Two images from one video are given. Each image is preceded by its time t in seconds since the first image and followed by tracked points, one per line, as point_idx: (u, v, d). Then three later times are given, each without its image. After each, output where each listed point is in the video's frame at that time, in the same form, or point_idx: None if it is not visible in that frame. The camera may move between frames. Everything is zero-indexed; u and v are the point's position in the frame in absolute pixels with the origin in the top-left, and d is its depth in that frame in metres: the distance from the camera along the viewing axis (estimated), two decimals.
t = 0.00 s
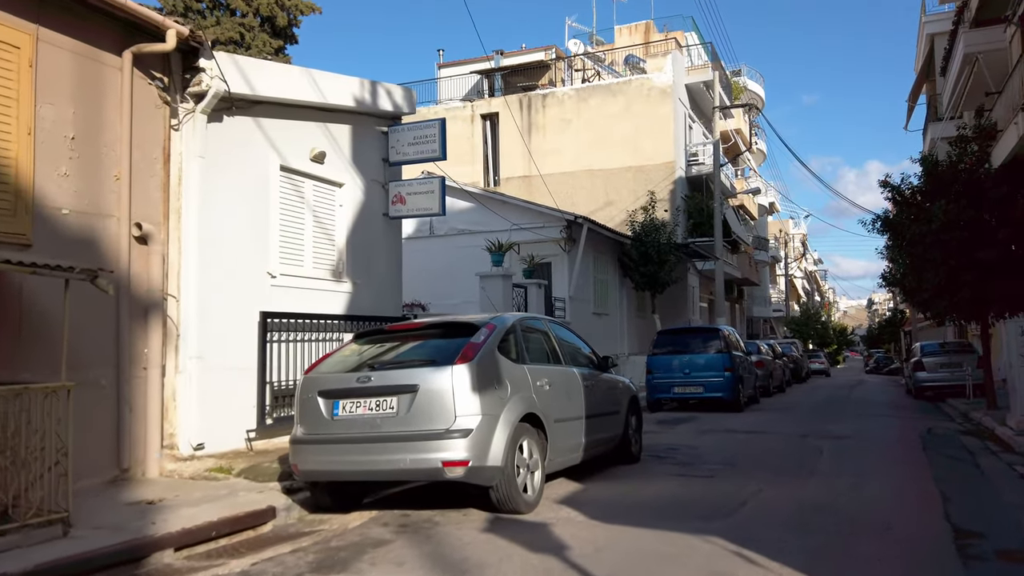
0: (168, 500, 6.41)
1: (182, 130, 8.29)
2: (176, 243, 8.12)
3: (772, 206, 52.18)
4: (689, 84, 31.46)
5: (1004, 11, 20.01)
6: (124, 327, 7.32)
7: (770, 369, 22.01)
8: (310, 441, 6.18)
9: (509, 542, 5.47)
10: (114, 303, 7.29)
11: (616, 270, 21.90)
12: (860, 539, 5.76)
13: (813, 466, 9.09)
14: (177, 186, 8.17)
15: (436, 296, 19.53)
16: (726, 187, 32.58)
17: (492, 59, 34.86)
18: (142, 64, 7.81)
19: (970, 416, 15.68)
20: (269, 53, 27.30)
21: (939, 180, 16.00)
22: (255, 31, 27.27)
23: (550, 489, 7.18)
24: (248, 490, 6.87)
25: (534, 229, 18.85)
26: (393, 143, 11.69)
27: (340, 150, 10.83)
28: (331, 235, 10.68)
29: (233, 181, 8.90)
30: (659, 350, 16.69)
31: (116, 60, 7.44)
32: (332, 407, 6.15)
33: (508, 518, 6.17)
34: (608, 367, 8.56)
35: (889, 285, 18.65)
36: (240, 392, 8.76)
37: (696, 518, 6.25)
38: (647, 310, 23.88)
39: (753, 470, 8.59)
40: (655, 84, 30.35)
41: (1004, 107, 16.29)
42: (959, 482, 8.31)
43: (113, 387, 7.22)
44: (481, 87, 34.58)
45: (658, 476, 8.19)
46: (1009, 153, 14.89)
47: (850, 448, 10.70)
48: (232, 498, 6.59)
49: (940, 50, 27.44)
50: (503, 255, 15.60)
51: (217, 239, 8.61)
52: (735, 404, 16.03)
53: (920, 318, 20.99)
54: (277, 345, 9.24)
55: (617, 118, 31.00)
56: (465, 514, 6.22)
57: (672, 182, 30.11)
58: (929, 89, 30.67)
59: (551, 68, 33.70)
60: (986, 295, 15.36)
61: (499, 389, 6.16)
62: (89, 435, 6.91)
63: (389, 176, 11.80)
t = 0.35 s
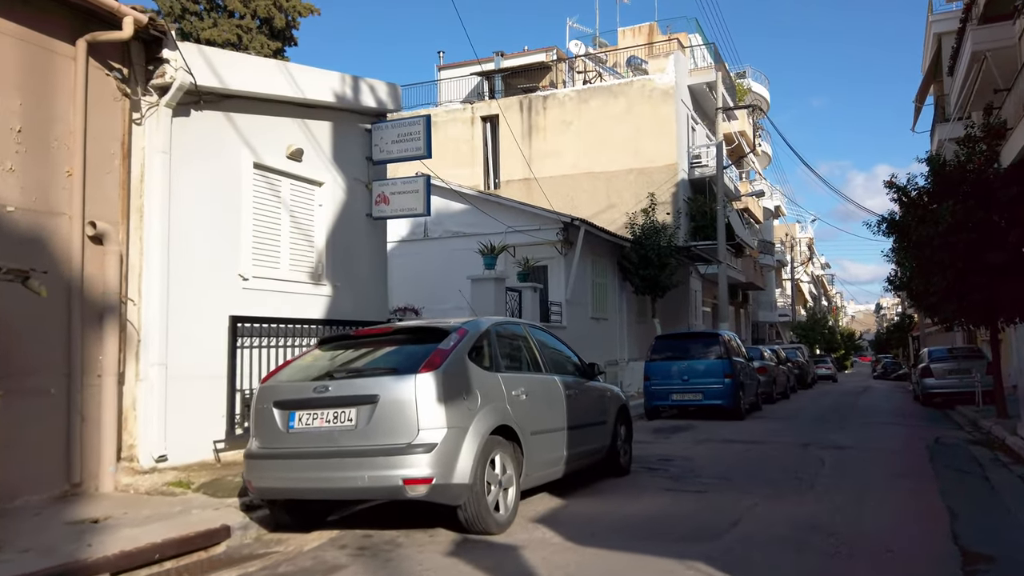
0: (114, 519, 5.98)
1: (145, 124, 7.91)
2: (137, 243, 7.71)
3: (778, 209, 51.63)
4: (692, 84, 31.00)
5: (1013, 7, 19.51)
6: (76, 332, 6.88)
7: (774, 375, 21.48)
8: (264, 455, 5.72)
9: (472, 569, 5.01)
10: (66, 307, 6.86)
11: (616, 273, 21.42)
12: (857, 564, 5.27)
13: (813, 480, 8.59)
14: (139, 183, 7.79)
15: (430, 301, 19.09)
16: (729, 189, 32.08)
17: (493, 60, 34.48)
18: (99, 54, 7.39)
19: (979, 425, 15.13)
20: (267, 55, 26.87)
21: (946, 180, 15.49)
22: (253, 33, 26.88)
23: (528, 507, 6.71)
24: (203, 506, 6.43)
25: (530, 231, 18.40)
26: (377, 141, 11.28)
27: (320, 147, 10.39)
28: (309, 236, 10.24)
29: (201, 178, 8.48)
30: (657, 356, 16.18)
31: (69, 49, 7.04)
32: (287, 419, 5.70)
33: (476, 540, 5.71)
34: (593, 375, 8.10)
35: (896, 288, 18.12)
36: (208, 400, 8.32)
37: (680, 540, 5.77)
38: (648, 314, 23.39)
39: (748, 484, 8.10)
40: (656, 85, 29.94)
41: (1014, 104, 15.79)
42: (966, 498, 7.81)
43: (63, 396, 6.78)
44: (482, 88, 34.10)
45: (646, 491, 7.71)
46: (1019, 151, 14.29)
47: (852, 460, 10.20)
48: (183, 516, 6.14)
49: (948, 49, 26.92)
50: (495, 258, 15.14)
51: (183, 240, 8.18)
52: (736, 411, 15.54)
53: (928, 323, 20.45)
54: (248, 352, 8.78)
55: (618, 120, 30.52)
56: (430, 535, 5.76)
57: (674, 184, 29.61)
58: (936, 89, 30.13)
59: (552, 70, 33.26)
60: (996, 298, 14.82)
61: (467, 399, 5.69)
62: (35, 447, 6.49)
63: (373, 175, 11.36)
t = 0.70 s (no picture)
0: (49, 541, 5.64)
1: (103, 125, 7.61)
2: (94, 249, 7.41)
3: (782, 214, 51.17)
4: (693, 88, 30.63)
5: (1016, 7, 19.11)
6: (22, 341, 6.55)
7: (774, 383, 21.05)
8: (207, 473, 5.38)
9: None
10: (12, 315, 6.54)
11: (612, 279, 21.05)
12: None
13: (802, 496, 8.19)
14: (95, 186, 7.48)
15: (422, 307, 18.76)
16: (731, 193, 31.69)
17: (492, 64, 34.19)
18: (49, 50, 7.06)
19: (983, 435, 14.67)
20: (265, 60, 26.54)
21: (949, 184, 15.07)
22: (250, 37, 26.61)
23: (494, 527, 6.35)
24: (148, 527, 6.09)
25: (522, 236, 18.04)
26: (356, 142, 10.92)
27: (295, 149, 10.06)
28: (283, 241, 9.92)
29: (164, 181, 8.17)
30: (652, 364, 15.78)
31: (17, 46, 6.74)
32: (231, 435, 5.35)
33: (431, 565, 5.35)
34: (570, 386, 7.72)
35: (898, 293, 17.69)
36: (170, 412, 8.00)
37: (650, 565, 5.40)
38: (646, 320, 23.00)
39: (733, 501, 7.71)
40: (657, 88, 29.60)
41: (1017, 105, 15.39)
42: (963, 516, 7.41)
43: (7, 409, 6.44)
44: (481, 93, 33.77)
45: (623, 509, 7.34)
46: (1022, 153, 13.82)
47: (846, 473, 9.80)
48: (124, 537, 5.81)
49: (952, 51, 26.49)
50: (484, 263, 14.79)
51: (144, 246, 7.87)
52: (732, 421, 15.14)
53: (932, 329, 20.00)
54: (213, 361, 8.42)
55: (618, 124, 30.17)
56: (382, 559, 5.40)
57: (675, 189, 29.20)
58: (942, 92, 29.68)
59: (552, 74, 32.95)
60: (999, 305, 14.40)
61: (423, 415, 5.32)
62: None
63: (352, 178, 11.02)
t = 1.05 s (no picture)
0: None
1: (50, 124, 7.31)
2: (39, 253, 7.09)
3: (786, 219, 50.62)
4: (692, 90, 30.22)
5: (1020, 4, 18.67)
6: None
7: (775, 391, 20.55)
8: (132, 496, 4.96)
9: None
10: None
11: (608, 284, 20.61)
12: None
13: (791, 513, 7.74)
14: (42, 188, 7.17)
15: (412, 313, 18.36)
16: (732, 197, 31.21)
17: (490, 68, 33.87)
18: None
19: (988, 445, 14.17)
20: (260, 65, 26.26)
21: (950, 185, 14.60)
22: (246, 42, 26.35)
23: (453, 551, 5.92)
24: (80, 551, 5.69)
25: (514, 240, 17.63)
26: (330, 143, 10.56)
27: (263, 150, 9.69)
28: (252, 246, 9.53)
29: (118, 183, 7.82)
30: (645, 371, 15.32)
31: None
32: (159, 454, 4.94)
33: None
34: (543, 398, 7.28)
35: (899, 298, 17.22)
36: (124, 426, 7.60)
37: None
38: (643, 327, 22.55)
39: (716, 519, 7.27)
40: (656, 91, 29.19)
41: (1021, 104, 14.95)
42: (961, 535, 6.95)
43: None
44: (479, 97, 33.41)
45: (597, 528, 6.90)
46: None
47: (841, 487, 9.33)
48: (50, 562, 5.41)
49: (956, 51, 26.02)
50: (471, 269, 14.38)
51: (95, 251, 7.50)
52: (727, 430, 14.67)
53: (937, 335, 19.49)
54: (169, 371, 8.05)
55: (617, 127, 29.77)
56: None
57: (675, 193, 28.73)
58: (946, 93, 29.18)
59: (551, 77, 32.57)
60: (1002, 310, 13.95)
61: (366, 432, 4.89)
62: None
63: (328, 181, 10.63)
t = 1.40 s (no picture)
0: None
1: (5, 113, 6.95)
2: None
3: (795, 222, 49.99)
4: (697, 91, 29.75)
5: None
6: None
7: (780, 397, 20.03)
8: (60, 510, 4.56)
9: None
10: None
11: (609, 287, 20.16)
12: None
13: (788, 526, 7.27)
14: None
15: (406, 317, 17.97)
16: (738, 199, 30.71)
17: (493, 70, 33.42)
18: None
19: (1001, 453, 13.62)
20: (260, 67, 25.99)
21: (960, 183, 14.09)
22: (247, 44, 26.10)
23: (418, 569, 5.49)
24: (16, 568, 5.30)
25: (510, 242, 17.22)
26: (311, 138, 10.19)
27: (240, 145, 9.32)
28: (227, 245, 9.15)
29: (79, 177, 7.48)
30: (645, 376, 14.85)
31: None
32: (90, 465, 4.55)
33: None
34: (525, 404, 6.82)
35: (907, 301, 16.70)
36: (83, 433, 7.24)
37: None
38: (646, 331, 22.08)
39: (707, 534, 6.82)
40: (660, 92, 28.74)
41: None
42: (970, 551, 6.48)
43: None
44: (481, 99, 33.11)
45: (578, 543, 6.46)
46: None
47: (844, 499, 8.84)
48: None
49: (966, 49, 25.48)
50: (464, 270, 13.97)
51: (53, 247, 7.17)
52: (729, 438, 14.19)
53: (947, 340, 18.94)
54: (132, 376, 7.71)
55: (621, 128, 29.32)
56: None
57: (679, 195, 28.26)
58: (956, 93, 28.61)
59: (554, 78, 32.16)
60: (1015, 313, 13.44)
61: (313, 440, 4.49)
62: None
63: (310, 178, 10.25)
